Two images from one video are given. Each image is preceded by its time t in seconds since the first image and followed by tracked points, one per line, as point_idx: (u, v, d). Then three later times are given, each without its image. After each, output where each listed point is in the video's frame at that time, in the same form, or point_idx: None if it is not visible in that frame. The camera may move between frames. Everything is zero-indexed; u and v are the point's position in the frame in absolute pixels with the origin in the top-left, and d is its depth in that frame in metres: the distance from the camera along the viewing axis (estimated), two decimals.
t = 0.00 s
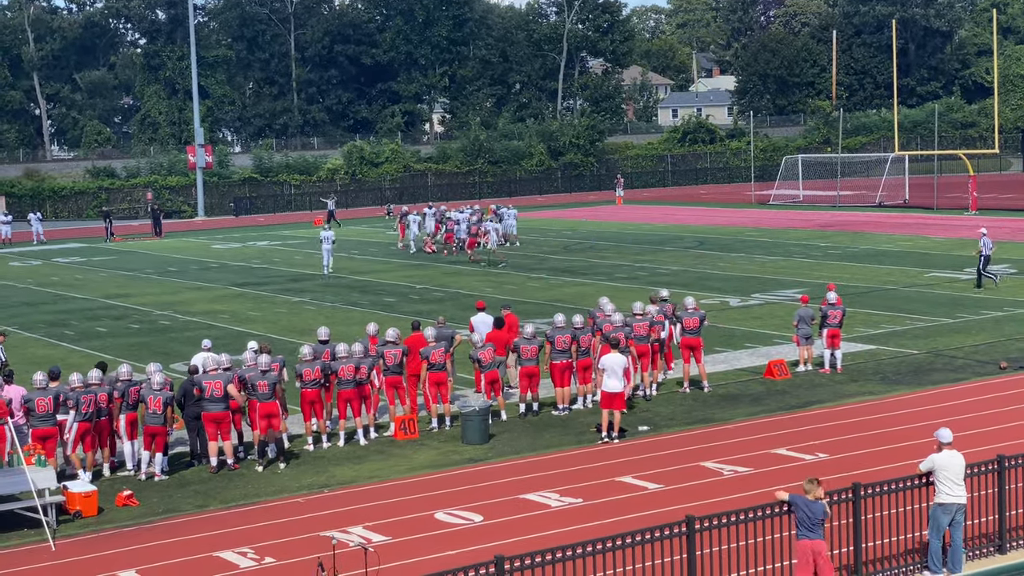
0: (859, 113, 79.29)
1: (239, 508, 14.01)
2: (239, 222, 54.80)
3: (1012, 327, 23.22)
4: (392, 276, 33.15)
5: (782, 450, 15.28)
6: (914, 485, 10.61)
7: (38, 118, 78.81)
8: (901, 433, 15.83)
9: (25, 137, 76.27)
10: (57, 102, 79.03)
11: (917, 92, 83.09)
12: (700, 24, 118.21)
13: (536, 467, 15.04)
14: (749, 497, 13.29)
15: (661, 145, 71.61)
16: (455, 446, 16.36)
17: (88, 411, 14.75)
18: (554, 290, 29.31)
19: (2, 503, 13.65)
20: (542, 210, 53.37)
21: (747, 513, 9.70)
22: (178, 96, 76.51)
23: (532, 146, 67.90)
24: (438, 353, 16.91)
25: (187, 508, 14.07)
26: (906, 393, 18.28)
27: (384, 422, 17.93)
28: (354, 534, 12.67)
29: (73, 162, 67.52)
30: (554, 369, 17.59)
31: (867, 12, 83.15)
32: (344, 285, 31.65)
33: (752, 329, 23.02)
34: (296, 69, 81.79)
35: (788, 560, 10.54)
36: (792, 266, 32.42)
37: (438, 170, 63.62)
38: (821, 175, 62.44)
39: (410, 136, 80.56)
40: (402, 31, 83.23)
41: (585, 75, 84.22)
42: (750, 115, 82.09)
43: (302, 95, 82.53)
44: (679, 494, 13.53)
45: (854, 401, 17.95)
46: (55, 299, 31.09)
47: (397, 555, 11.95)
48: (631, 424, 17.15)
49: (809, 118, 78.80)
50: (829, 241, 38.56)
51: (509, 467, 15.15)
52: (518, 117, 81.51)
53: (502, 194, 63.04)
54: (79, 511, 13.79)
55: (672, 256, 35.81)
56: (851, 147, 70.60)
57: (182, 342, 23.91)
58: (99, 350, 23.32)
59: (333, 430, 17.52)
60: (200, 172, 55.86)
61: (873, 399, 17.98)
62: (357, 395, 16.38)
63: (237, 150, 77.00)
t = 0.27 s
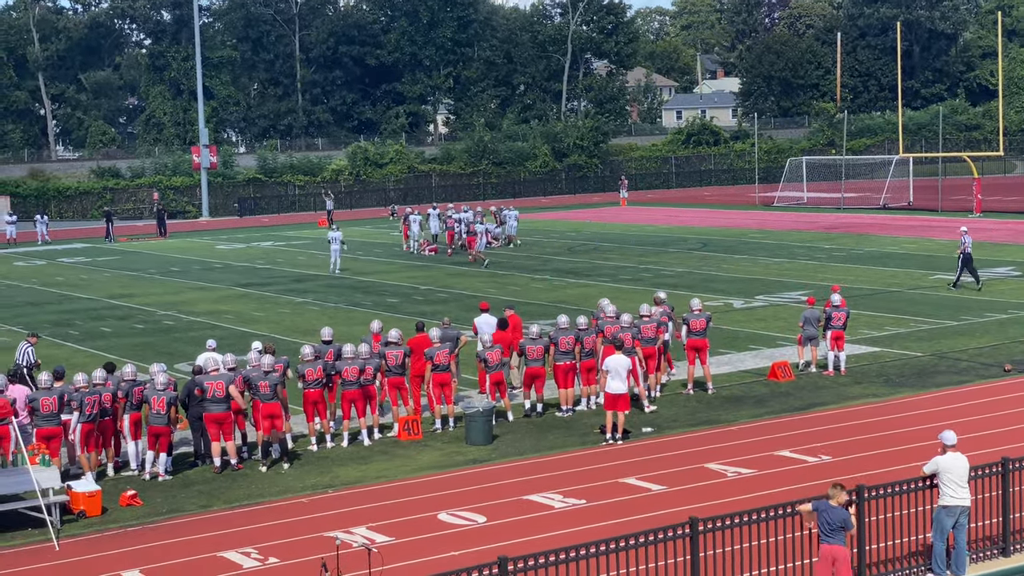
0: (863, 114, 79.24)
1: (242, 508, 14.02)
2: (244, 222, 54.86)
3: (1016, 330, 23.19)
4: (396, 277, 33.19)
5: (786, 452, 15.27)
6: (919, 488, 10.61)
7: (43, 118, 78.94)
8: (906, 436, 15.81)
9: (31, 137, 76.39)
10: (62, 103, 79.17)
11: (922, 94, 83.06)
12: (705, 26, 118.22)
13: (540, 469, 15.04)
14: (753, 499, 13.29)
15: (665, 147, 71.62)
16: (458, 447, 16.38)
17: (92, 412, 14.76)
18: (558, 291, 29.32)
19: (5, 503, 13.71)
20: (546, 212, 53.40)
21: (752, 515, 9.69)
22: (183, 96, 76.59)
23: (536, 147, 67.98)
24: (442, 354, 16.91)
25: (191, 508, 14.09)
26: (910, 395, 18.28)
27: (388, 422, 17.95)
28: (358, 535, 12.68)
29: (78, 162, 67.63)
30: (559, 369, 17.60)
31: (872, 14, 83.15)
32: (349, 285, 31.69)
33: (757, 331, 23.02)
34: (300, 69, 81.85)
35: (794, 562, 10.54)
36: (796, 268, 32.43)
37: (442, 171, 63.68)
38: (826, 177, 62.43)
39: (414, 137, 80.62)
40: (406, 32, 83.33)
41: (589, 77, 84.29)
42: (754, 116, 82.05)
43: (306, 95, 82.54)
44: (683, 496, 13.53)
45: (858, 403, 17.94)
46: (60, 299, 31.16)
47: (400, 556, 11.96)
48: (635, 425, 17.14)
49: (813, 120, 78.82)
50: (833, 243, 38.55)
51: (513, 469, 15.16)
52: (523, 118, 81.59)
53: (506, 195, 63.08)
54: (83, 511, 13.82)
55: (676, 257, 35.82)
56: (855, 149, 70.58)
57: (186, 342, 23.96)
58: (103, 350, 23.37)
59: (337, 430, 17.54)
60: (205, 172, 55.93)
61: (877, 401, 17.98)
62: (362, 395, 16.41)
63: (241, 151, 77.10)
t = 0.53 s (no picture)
0: (870, 119, 79.06)
1: (249, 511, 14.01)
2: (250, 225, 54.92)
3: None
4: (402, 281, 33.20)
5: (793, 457, 15.24)
6: (925, 493, 10.57)
7: (51, 121, 79.10)
8: (912, 441, 15.78)
9: (37, 140, 76.48)
10: (69, 105, 79.25)
11: (929, 98, 82.90)
12: (712, 31, 118.14)
13: (547, 473, 15.02)
14: (759, 504, 13.25)
15: (671, 151, 71.52)
16: (464, 450, 16.38)
17: (98, 414, 14.74)
18: (564, 295, 29.32)
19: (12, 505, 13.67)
20: (552, 216, 53.42)
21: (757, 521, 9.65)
22: (189, 99, 76.59)
23: (543, 151, 68.00)
24: (448, 357, 16.90)
25: (196, 511, 14.08)
26: (917, 400, 18.24)
27: (394, 425, 17.92)
28: (363, 538, 12.67)
29: (84, 165, 67.67)
30: (565, 374, 17.56)
31: (879, 19, 83.01)
32: (355, 289, 31.71)
33: (763, 335, 22.99)
34: (306, 72, 81.78)
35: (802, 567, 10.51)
36: (803, 273, 32.39)
37: (449, 175, 63.72)
38: (832, 182, 62.34)
39: (420, 141, 80.55)
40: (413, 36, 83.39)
41: (595, 80, 84.29)
42: (761, 120, 81.87)
43: (312, 98, 82.39)
44: (689, 500, 13.50)
45: (865, 408, 17.89)
46: (67, 301, 31.21)
47: (405, 560, 11.94)
48: (641, 430, 17.11)
49: (820, 125, 78.74)
50: (840, 247, 38.50)
51: (519, 472, 15.14)
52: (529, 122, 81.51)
53: (512, 199, 63.05)
54: (89, 513, 13.79)
55: (682, 261, 35.80)
56: (862, 153, 70.46)
57: (192, 344, 23.99)
58: (109, 352, 23.40)
59: (342, 434, 17.52)
60: (211, 175, 56.00)
61: (884, 406, 17.94)
62: (368, 399, 16.38)
63: (248, 154, 77.13)
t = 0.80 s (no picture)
0: (878, 125, 79.04)
1: (256, 516, 14.03)
2: (258, 230, 55.04)
3: None
4: (409, 286, 33.24)
5: (800, 463, 15.23)
6: (933, 500, 10.56)
7: (59, 126, 79.36)
8: (920, 448, 15.76)
9: (46, 145, 76.73)
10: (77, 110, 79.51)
11: (937, 105, 82.84)
12: (719, 37, 118.17)
13: (554, 479, 15.01)
14: (766, 510, 13.23)
15: (678, 157, 71.55)
16: (471, 456, 16.37)
17: (106, 419, 14.77)
18: (571, 300, 29.33)
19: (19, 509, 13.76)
20: (559, 221, 53.45)
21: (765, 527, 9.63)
22: (198, 104, 76.80)
23: (550, 156, 68.07)
24: (455, 363, 16.90)
25: (202, 515, 14.09)
26: (924, 407, 18.21)
27: (401, 431, 17.92)
28: (370, 543, 12.67)
29: (93, 170, 67.88)
30: (571, 380, 17.55)
31: (887, 25, 83.00)
32: (362, 294, 31.74)
33: (770, 342, 22.97)
34: (314, 78, 81.91)
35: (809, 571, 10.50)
36: (810, 279, 32.36)
37: (456, 181, 63.89)
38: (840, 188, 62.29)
39: (428, 146, 80.68)
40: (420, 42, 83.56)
41: (602, 86, 84.39)
42: (768, 126, 81.87)
43: (320, 104, 82.43)
44: (696, 506, 13.50)
45: (873, 415, 17.85)
46: (74, 306, 31.30)
47: (412, 565, 11.95)
48: (648, 436, 17.08)
49: (827, 131, 78.71)
50: (847, 254, 38.48)
51: (526, 478, 15.13)
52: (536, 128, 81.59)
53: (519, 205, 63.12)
54: (96, 518, 13.82)
55: (689, 268, 35.80)
56: (870, 160, 70.45)
57: (200, 349, 24.04)
58: (117, 357, 23.45)
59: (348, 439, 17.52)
60: (219, 180, 56.13)
61: (891, 412, 17.92)
62: (375, 404, 16.38)
63: (255, 159, 77.32)
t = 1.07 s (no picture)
0: (885, 134, 79.05)
1: (261, 522, 14.01)
2: (265, 236, 55.14)
3: None
4: (416, 293, 33.25)
5: (807, 471, 15.19)
6: (942, 507, 10.53)
7: (67, 132, 79.71)
8: (929, 456, 15.73)
9: (54, 151, 77.03)
10: (86, 116, 79.83)
11: (945, 113, 82.80)
12: (726, 45, 118.30)
13: (560, 486, 14.99)
14: (773, 519, 13.19)
15: (685, 165, 71.56)
16: (477, 463, 16.36)
17: (113, 426, 14.73)
18: (577, 307, 29.32)
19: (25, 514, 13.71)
20: (566, 229, 53.54)
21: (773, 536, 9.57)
22: (206, 110, 77.03)
23: (557, 163, 68.09)
24: (463, 369, 16.90)
25: (209, 522, 14.08)
26: (932, 415, 18.17)
27: (408, 437, 17.91)
28: (377, 550, 12.64)
29: (101, 176, 68.08)
30: (578, 387, 17.52)
31: (894, 34, 83.03)
32: (368, 300, 31.75)
33: (776, 349, 22.94)
34: (322, 85, 82.01)
35: None
36: (817, 287, 32.31)
37: (463, 188, 63.97)
38: (847, 196, 62.27)
39: (435, 153, 80.76)
40: (428, 49, 83.73)
41: (610, 93, 84.48)
42: (775, 134, 81.82)
43: (327, 111, 82.50)
44: (704, 515, 13.45)
45: (880, 423, 17.80)
46: (82, 311, 31.34)
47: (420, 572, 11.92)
48: (654, 443, 17.05)
49: (835, 139, 78.62)
50: (854, 262, 38.44)
51: (532, 485, 15.11)
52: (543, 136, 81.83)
53: (526, 212, 63.23)
54: (103, 523, 13.79)
55: (696, 275, 35.75)
56: (877, 168, 70.43)
57: (206, 355, 24.05)
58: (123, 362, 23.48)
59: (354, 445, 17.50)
60: (226, 186, 56.25)
61: (898, 421, 17.88)
62: (382, 410, 16.39)
63: (263, 165, 77.49)
